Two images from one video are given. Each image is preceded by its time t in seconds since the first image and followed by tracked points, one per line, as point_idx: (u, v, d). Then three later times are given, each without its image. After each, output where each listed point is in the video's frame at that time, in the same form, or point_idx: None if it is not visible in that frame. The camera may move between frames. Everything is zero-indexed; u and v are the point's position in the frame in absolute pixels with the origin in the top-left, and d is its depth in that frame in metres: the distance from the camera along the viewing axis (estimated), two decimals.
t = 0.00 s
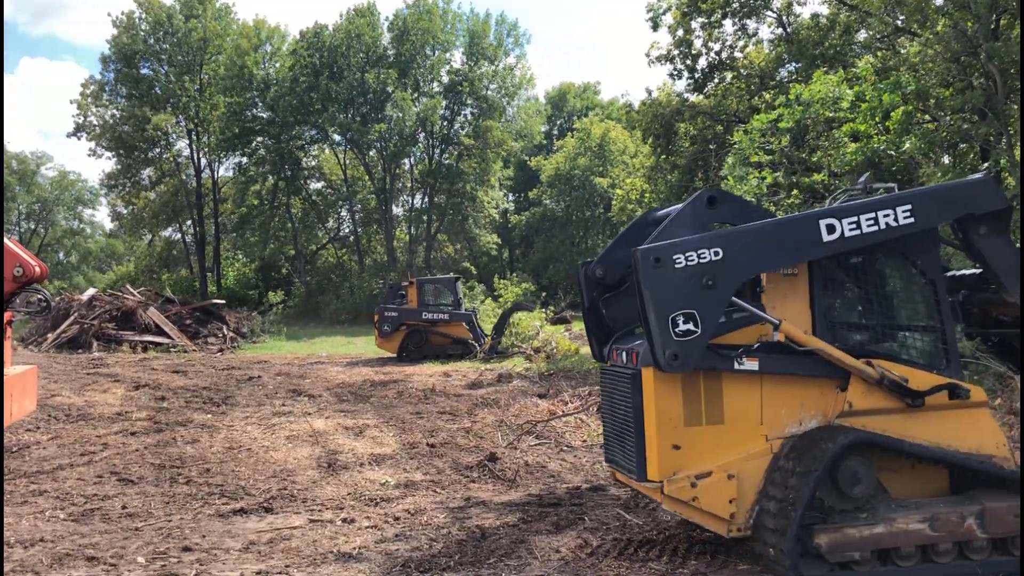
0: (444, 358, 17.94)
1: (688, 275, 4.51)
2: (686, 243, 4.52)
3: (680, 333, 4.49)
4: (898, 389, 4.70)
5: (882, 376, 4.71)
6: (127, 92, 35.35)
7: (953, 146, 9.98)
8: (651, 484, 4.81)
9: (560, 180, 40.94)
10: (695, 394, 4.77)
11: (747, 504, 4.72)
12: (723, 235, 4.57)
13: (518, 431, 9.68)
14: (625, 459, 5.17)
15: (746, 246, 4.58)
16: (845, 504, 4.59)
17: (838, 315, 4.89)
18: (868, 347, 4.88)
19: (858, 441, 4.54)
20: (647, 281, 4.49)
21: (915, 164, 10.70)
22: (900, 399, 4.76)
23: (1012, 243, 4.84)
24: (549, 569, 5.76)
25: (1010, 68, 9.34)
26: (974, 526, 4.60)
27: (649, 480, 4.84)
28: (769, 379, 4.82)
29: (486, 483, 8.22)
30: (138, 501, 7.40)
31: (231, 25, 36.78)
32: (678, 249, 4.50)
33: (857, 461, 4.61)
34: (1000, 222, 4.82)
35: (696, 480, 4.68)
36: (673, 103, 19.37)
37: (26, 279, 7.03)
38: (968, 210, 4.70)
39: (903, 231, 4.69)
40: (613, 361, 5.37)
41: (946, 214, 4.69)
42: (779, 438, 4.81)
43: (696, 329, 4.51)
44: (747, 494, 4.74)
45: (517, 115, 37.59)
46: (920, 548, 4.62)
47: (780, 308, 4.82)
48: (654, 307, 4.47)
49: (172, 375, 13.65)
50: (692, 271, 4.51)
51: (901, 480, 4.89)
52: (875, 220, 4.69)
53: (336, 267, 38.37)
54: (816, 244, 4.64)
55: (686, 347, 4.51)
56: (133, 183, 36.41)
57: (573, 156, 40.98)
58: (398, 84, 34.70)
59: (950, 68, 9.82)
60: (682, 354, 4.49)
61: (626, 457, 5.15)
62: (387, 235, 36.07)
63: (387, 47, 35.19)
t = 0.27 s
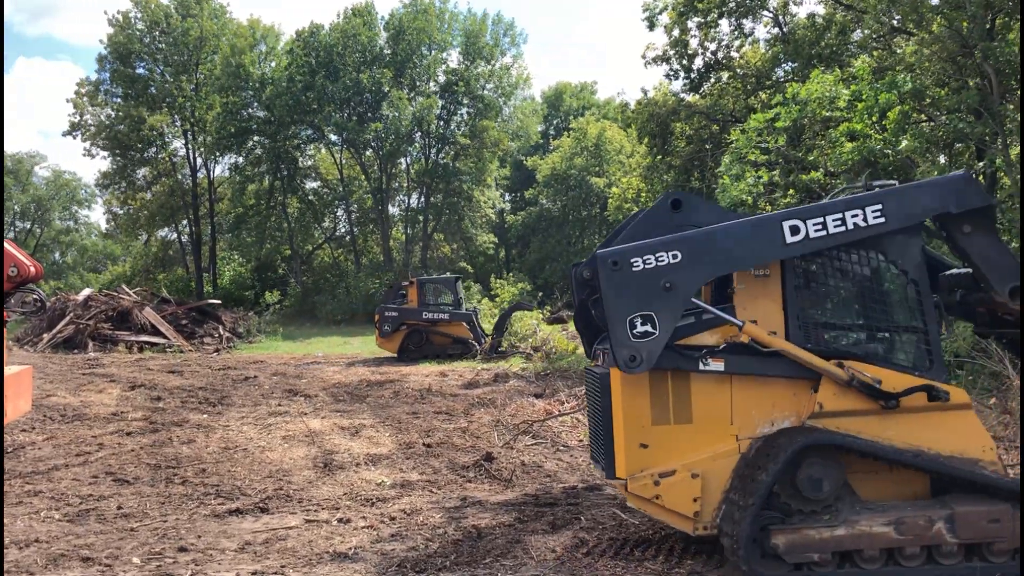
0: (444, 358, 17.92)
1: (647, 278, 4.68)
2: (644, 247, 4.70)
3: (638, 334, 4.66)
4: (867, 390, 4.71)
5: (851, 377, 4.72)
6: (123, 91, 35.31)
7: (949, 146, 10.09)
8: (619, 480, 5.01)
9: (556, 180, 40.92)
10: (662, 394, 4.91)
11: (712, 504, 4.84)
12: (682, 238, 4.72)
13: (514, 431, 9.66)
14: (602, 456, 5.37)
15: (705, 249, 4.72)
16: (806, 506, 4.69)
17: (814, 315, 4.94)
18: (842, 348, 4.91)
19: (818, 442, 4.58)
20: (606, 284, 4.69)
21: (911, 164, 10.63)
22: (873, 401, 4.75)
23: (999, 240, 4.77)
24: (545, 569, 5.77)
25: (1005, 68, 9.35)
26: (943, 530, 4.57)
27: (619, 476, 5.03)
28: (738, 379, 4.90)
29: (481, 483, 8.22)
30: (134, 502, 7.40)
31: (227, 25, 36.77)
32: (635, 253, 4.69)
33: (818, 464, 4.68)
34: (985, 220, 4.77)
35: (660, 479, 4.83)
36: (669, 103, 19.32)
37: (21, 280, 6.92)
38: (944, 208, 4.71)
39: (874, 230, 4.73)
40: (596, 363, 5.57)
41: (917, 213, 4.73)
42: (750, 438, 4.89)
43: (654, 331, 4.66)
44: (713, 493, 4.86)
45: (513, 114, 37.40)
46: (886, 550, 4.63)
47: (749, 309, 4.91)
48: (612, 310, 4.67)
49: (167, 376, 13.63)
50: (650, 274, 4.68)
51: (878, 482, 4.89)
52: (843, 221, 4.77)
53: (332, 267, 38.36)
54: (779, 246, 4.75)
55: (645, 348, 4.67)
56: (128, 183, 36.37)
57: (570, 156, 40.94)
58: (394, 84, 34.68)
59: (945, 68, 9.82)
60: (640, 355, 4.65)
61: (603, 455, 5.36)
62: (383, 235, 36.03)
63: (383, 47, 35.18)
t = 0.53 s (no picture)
0: (443, 357, 17.88)
1: (615, 280, 4.83)
2: (613, 249, 4.83)
3: (607, 334, 4.83)
4: (841, 392, 4.71)
5: (824, 378, 4.73)
6: (119, 91, 35.26)
7: (943, 145, 9.90)
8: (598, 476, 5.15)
9: (552, 179, 40.87)
10: (637, 393, 5.02)
11: (686, 502, 4.95)
12: (652, 240, 4.83)
13: (510, 430, 9.66)
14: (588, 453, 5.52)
15: (675, 250, 4.82)
16: (775, 507, 4.69)
17: (796, 315, 4.96)
18: (820, 348, 4.92)
19: (788, 443, 4.56)
20: (576, 285, 4.86)
21: (906, 166, 10.59)
22: (850, 402, 4.74)
23: (985, 238, 4.76)
24: (540, 569, 5.78)
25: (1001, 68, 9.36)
26: (915, 535, 4.56)
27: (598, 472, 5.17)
28: (715, 379, 4.95)
29: (477, 482, 8.23)
30: (129, 502, 7.40)
31: (224, 24, 36.78)
32: (604, 255, 4.83)
33: (787, 464, 4.69)
34: (971, 218, 4.75)
35: (633, 476, 4.95)
36: (665, 102, 19.32)
37: (15, 279, 7.03)
38: (921, 207, 4.67)
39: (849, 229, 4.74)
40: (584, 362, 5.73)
41: (893, 212, 4.70)
42: (726, 438, 4.94)
43: (622, 331, 4.82)
44: (687, 492, 4.96)
45: (510, 115, 37.20)
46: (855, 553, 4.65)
47: (726, 309, 4.95)
48: (582, 310, 4.85)
49: (163, 376, 13.62)
50: (619, 276, 4.82)
51: (856, 484, 4.88)
52: (816, 221, 4.77)
53: (328, 266, 38.37)
54: (750, 246, 4.80)
55: (614, 347, 4.84)
56: (124, 183, 36.35)
57: (565, 155, 40.83)
58: (390, 83, 34.67)
59: (941, 69, 9.82)
60: (608, 355, 4.83)
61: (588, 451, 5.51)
62: (380, 235, 36.02)
63: (379, 47, 35.18)
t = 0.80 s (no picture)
0: (441, 357, 17.85)
1: (598, 282, 4.85)
2: (595, 251, 4.86)
3: (590, 336, 4.88)
4: (826, 392, 4.69)
5: (808, 378, 4.72)
6: (113, 89, 35.14)
7: (938, 145, 10.02)
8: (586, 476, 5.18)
9: (547, 179, 40.83)
10: (623, 394, 5.04)
11: (672, 502, 4.97)
12: (634, 241, 4.84)
13: (505, 430, 9.65)
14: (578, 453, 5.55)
15: (656, 252, 4.82)
16: (756, 507, 4.69)
17: (783, 314, 4.96)
18: (806, 348, 4.91)
19: (769, 443, 4.55)
20: (560, 287, 4.90)
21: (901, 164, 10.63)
22: (834, 402, 4.73)
23: (973, 237, 4.67)
24: (534, 569, 5.79)
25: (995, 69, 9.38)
26: (898, 535, 4.55)
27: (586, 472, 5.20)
28: (700, 379, 4.95)
29: (472, 482, 8.23)
30: (123, 503, 7.39)
31: (219, 24, 36.77)
32: (586, 257, 4.86)
33: (769, 464, 4.69)
34: (957, 216, 4.68)
35: (620, 476, 4.97)
36: (660, 102, 19.31)
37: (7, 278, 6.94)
38: (906, 206, 4.63)
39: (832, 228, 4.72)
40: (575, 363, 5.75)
41: (877, 211, 4.66)
42: (712, 438, 4.94)
43: (606, 332, 4.86)
44: (672, 492, 4.97)
45: (504, 114, 37.82)
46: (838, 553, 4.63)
47: (711, 309, 4.94)
48: (566, 312, 4.89)
49: (157, 376, 13.59)
50: (601, 277, 4.85)
51: (841, 483, 4.87)
52: (798, 221, 4.76)
53: (323, 266, 38.35)
54: (733, 247, 4.80)
55: (598, 348, 4.89)
56: (119, 182, 36.25)
57: (560, 155, 40.81)
58: (385, 83, 34.69)
59: (934, 69, 9.82)
60: (592, 355, 4.88)
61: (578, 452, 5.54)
62: (375, 235, 36.01)
63: (374, 46, 35.17)
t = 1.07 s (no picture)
0: (439, 356, 17.83)
1: (593, 281, 4.82)
2: (590, 251, 4.82)
3: (586, 336, 4.85)
4: (821, 392, 4.69)
5: (804, 377, 4.72)
6: (106, 89, 35.04)
7: (931, 144, 9.93)
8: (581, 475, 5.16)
9: (541, 179, 40.84)
10: (619, 393, 5.04)
11: (666, 501, 4.97)
12: (629, 241, 4.81)
13: (498, 430, 9.64)
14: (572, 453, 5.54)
15: (651, 251, 4.79)
16: (750, 506, 4.69)
17: (779, 314, 4.95)
18: (801, 347, 4.90)
19: (765, 442, 4.54)
20: (555, 287, 4.87)
21: (894, 164, 10.66)
22: (829, 402, 4.74)
23: (969, 238, 4.64)
24: (527, 568, 5.82)
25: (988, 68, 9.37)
26: (893, 534, 4.53)
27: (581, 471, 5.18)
28: (696, 379, 4.96)
29: (465, 482, 8.23)
30: (114, 503, 7.38)
31: (213, 23, 36.70)
32: (581, 256, 4.82)
33: (763, 464, 4.68)
34: (951, 216, 4.66)
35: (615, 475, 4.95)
36: (653, 101, 19.30)
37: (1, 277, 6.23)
38: (902, 206, 4.61)
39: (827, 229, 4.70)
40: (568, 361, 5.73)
41: (873, 211, 4.64)
42: (708, 437, 4.94)
43: (601, 332, 4.84)
44: (667, 491, 4.97)
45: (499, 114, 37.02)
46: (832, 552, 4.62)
47: (706, 309, 4.93)
48: (561, 312, 4.86)
49: (149, 376, 13.58)
50: (596, 277, 4.82)
51: (835, 483, 4.87)
52: (794, 221, 4.74)
53: (317, 266, 38.34)
54: (728, 247, 4.77)
55: (592, 348, 4.87)
56: (112, 182, 36.17)
57: (554, 155, 40.80)
58: (379, 83, 34.64)
59: (927, 69, 9.81)
60: (587, 355, 4.85)
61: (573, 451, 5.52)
62: (369, 234, 36.00)
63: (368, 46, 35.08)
